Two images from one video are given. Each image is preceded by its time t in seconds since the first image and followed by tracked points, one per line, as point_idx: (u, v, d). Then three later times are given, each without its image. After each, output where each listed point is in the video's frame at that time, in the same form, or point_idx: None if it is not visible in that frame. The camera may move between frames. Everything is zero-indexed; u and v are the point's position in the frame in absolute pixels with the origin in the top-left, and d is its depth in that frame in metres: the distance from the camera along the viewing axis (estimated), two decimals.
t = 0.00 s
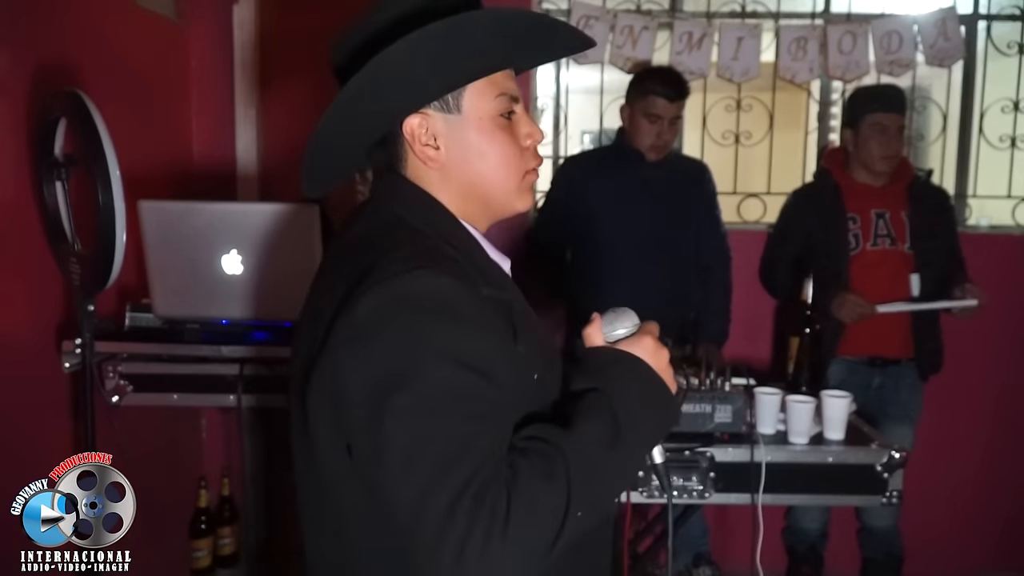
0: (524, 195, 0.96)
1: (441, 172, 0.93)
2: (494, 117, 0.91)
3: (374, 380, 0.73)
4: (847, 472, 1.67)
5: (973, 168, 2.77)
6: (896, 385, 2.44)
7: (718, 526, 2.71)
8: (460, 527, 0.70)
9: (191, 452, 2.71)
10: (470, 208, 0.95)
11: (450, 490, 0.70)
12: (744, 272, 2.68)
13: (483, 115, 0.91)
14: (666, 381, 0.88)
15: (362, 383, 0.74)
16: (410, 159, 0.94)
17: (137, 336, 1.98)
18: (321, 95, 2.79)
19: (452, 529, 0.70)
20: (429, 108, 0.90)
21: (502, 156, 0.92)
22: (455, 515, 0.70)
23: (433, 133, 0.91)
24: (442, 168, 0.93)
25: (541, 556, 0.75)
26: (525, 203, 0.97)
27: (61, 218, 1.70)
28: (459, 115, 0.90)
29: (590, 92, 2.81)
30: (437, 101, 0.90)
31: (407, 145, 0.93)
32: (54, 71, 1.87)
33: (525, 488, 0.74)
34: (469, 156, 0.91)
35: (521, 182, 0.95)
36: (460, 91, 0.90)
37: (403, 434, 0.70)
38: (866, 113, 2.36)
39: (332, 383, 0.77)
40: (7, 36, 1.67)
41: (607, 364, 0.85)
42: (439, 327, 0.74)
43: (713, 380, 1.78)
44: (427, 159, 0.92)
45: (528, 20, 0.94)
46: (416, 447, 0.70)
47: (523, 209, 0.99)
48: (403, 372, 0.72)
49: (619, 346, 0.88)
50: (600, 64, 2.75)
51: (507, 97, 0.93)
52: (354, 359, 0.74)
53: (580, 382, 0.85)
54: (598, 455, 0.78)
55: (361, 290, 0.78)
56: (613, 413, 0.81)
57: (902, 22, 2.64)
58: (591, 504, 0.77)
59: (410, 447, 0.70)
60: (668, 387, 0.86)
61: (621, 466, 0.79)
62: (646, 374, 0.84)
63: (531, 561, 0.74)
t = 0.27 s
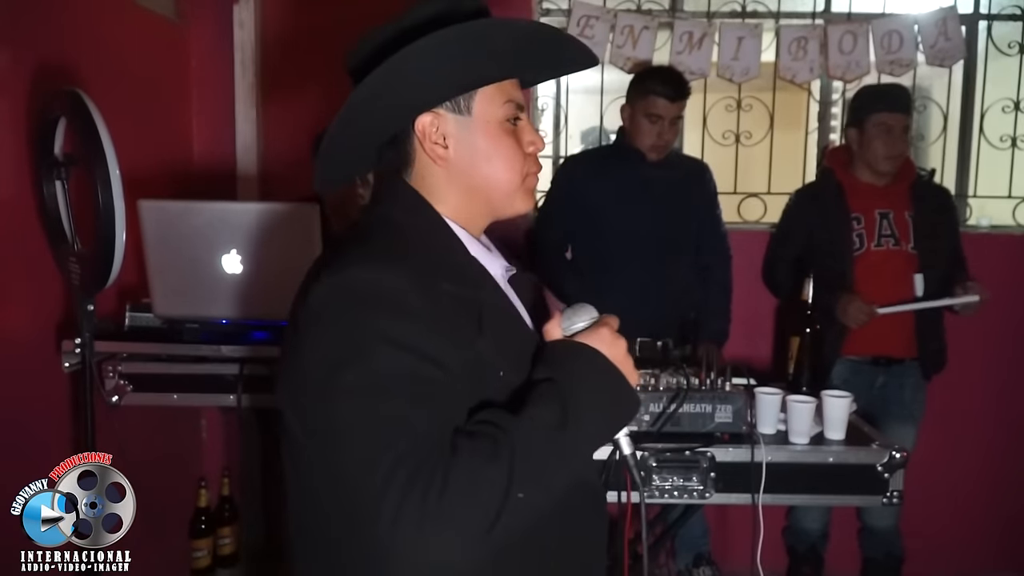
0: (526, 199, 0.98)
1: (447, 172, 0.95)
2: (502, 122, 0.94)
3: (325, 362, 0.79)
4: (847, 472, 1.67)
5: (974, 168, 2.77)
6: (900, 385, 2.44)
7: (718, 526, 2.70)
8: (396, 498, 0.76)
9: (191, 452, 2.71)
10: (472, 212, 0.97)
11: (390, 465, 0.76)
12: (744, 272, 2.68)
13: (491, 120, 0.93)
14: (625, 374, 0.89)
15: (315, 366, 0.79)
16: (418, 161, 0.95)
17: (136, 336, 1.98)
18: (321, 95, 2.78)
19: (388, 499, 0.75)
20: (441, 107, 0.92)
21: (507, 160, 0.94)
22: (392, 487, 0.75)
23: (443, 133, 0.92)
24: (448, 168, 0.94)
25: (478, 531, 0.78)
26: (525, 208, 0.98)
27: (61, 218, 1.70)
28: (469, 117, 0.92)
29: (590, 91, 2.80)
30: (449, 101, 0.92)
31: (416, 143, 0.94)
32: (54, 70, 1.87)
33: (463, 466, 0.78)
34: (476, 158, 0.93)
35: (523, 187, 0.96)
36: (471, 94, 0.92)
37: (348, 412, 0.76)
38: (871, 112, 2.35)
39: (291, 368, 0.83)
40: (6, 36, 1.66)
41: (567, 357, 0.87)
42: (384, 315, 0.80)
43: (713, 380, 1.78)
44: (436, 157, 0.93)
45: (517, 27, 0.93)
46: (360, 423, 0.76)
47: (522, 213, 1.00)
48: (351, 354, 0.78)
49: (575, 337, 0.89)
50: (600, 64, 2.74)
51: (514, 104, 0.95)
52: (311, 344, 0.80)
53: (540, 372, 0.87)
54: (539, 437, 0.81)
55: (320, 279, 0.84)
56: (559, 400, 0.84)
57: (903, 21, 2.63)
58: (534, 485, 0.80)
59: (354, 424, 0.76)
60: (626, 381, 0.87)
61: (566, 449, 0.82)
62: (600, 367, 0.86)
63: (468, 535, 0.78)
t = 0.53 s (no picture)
0: (529, 213, 0.98)
1: (457, 177, 0.94)
2: (512, 131, 0.95)
3: (302, 352, 0.80)
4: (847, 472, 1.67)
5: (973, 168, 2.77)
6: (905, 384, 2.44)
7: (718, 526, 2.70)
8: (369, 482, 0.74)
9: (190, 452, 2.71)
10: (476, 221, 0.97)
11: (362, 448, 0.74)
12: (744, 271, 2.68)
13: (503, 127, 0.94)
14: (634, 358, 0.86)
15: (294, 356, 0.81)
16: (427, 165, 0.95)
17: (134, 336, 1.98)
18: (321, 95, 2.78)
19: (362, 484, 0.74)
20: (455, 113, 0.93)
21: (516, 168, 0.95)
22: (364, 471, 0.74)
23: (455, 138, 0.93)
24: (460, 173, 0.94)
25: (461, 515, 0.75)
26: (527, 222, 0.99)
27: (59, 217, 1.69)
28: (482, 123, 0.93)
29: (589, 91, 2.80)
30: (464, 106, 0.93)
31: (428, 147, 0.94)
32: (53, 71, 1.87)
33: (440, 445, 0.75)
34: (486, 164, 0.93)
35: (529, 199, 0.97)
36: (484, 100, 0.93)
37: (318, 396, 0.76)
38: (884, 112, 2.35)
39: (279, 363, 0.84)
40: (5, 36, 1.66)
41: (566, 338, 0.82)
42: (359, 303, 0.80)
43: (713, 379, 1.78)
44: (449, 161, 0.93)
45: (529, 34, 0.95)
46: (331, 407, 0.76)
47: (523, 228, 1.01)
48: (325, 341, 0.79)
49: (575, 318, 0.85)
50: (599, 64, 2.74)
51: (523, 116, 0.97)
52: (292, 335, 0.82)
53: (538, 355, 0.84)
54: (520, 419, 0.77)
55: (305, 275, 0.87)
56: (545, 384, 0.79)
57: (903, 21, 2.63)
58: (519, 471, 0.76)
59: (324, 408, 0.76)
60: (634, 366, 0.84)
61: (551, 433, 0.77)
62: (601, 345, 0.82)
63: (449, 523, 0.74)
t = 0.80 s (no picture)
0: (529, 206, 0.95)
1: (464, 168, 0.90)
2: (519, 121, 0.91)
3: (336, 352, 0.75)
4: (847, 472, 1.67)
5: (972, 168, 2.78)
6: (905, 384, 2.43)
7: (717, 526, 2.71)
8: (438, 489, 0.69)
9: (190, 452, 2.71)
10: (479, 215, 0.93)
11: (424, 452, 0.70)
12: (743, 271, 2.68)
13: (512, 116, 0.90)
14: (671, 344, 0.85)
15: (325, 356, 0.75)
16: (432, 152, 0.89)
17: (133, 337, 1.98)
18: (322, 96, 2.78)
19: (429, 492, 0.69)
20: (465, 98, 0.88)
21: (523, 160, 0.91)
22: (433, 479, 0.69)
23: (465, 124, 0.88)
24: (467, 164, 0.89)
25: (531, 517, 0.72)
26: (525, 215, 0.96)
27: (57, 217, 1.69)
28: (492, 111, 0.89)
29: (588, 91, 2.80)
30: (474, 92, 0.88)
31: (434, 134, 0.88)
32: (51, 71, 1.87)
33: (506, 443, 0.71)
34: (495, 155, 0.90)
35: (530, 190, 0.94)
36: (495, 87, 0.89)
37: (369, 401, 0.71)
38: (908, 113, 2.34)
39: (298, 363, 0.78)
40: (4, 36, 1.66)
41: (603, 328, 0.80)
42: (396, 291, 0.76)
43: (711, 380, 1.79)
44: (457, 150, 0.88)
45: (546, 23, 0.93)
46: (382, 412, 0.70)
47: (518, 223, 0.98)
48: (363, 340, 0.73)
49: (606, 306, 0.84)
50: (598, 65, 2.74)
51: (527, 105, 0.93)
52: (319, 333, 0.76)
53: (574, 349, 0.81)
54: (584, 414, 0.74)
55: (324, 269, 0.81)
56: (604, 376, 0.76)
57: (902, 21, 2.64)
58: (585, 470, 0.73)
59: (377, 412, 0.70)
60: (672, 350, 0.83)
61: (614, 425, 0.75)
62: (640, 333, 0.80)
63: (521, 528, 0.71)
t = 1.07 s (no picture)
0: (532, 208, 0.92)
1: (476, 170, 0.85)
2: (534, 123, 0.87)
3: (415, 390, 0.69)
4: (847, 473, 1.67)
5: (972, 168, 2.78)
6: (905, 384, 2.43)
7: (717, 526, 2.71)
8: (535, 533, 0.69)
9: (189, 451, 2.71)
10: (486, 216, 0.88)
11: (519, 497, 0.68)
12: (743, 272, 2.67)
13: (528, 119, 0.86)
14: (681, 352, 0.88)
15: (400, 392, 0.70)
16: (445, 152, 0.84)
17: (132, 337, 1.98)
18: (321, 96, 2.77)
19: (526, 537, 0.68)
20: (485, 100, 0.82)
21: (535, 164, 0.87)
22: (528, 524, 0.68)
23: (481, 127, 0.83)
24: (480, 166, 0.85)
25: (609, 548, 0.74)
26: (527, 216, 0.92)
27: (57, 217, 1.69)
28: (510, 114, 0.84)
29: (588, 92, 2.80)
30: (495, 93, 0.82)
31: (450, 134, 0.83)
32: (51, 70, 1.87)
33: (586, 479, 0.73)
34: (510, 158, 0.85)
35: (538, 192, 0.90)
36: (516, 88, 0.84)
37: (462, 448, 0.67)
38: (926, 117, 2.33)
39: (362, 394, 0.72)
40: (3, 35, 1.66)
41: (623, 347, 0.83)
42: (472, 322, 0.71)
43: (712, 380, 1.79)
44: (471, 153, 0.83)
45: (584, 26, 0.86)
46: (478, 459, 0.67)
47: (519, 222, 0.94)
48: (446, 379, 0.69)
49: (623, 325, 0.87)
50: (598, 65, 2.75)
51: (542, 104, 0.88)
52: (391, 369, 0.70)
53: (596, 374, 0.83)
54: (640, 444, 0.77)
55: (390, 291, 0.72)
56: (647, 402, 0.79)
57: (902, 21, 2.64)
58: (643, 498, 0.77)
59: (472, 459, 0.67)
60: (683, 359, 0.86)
61: (662, 449, 0.78)
62: (657, 348, 0.83)
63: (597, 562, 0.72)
